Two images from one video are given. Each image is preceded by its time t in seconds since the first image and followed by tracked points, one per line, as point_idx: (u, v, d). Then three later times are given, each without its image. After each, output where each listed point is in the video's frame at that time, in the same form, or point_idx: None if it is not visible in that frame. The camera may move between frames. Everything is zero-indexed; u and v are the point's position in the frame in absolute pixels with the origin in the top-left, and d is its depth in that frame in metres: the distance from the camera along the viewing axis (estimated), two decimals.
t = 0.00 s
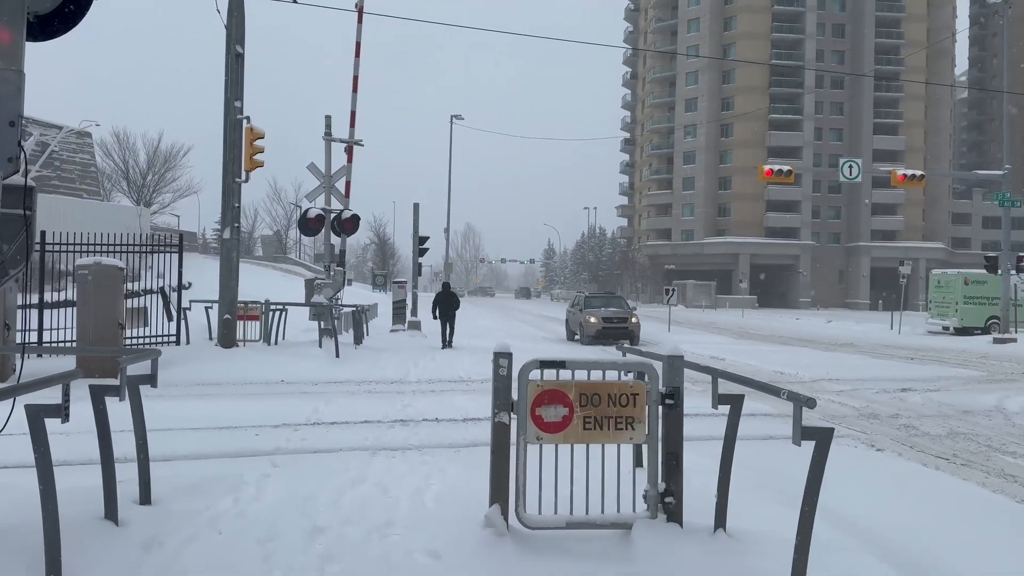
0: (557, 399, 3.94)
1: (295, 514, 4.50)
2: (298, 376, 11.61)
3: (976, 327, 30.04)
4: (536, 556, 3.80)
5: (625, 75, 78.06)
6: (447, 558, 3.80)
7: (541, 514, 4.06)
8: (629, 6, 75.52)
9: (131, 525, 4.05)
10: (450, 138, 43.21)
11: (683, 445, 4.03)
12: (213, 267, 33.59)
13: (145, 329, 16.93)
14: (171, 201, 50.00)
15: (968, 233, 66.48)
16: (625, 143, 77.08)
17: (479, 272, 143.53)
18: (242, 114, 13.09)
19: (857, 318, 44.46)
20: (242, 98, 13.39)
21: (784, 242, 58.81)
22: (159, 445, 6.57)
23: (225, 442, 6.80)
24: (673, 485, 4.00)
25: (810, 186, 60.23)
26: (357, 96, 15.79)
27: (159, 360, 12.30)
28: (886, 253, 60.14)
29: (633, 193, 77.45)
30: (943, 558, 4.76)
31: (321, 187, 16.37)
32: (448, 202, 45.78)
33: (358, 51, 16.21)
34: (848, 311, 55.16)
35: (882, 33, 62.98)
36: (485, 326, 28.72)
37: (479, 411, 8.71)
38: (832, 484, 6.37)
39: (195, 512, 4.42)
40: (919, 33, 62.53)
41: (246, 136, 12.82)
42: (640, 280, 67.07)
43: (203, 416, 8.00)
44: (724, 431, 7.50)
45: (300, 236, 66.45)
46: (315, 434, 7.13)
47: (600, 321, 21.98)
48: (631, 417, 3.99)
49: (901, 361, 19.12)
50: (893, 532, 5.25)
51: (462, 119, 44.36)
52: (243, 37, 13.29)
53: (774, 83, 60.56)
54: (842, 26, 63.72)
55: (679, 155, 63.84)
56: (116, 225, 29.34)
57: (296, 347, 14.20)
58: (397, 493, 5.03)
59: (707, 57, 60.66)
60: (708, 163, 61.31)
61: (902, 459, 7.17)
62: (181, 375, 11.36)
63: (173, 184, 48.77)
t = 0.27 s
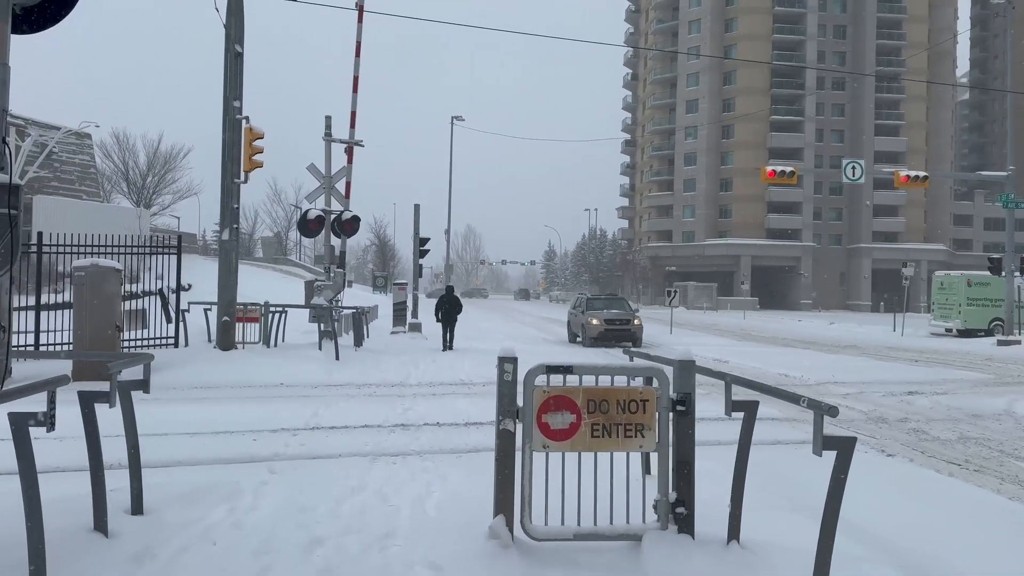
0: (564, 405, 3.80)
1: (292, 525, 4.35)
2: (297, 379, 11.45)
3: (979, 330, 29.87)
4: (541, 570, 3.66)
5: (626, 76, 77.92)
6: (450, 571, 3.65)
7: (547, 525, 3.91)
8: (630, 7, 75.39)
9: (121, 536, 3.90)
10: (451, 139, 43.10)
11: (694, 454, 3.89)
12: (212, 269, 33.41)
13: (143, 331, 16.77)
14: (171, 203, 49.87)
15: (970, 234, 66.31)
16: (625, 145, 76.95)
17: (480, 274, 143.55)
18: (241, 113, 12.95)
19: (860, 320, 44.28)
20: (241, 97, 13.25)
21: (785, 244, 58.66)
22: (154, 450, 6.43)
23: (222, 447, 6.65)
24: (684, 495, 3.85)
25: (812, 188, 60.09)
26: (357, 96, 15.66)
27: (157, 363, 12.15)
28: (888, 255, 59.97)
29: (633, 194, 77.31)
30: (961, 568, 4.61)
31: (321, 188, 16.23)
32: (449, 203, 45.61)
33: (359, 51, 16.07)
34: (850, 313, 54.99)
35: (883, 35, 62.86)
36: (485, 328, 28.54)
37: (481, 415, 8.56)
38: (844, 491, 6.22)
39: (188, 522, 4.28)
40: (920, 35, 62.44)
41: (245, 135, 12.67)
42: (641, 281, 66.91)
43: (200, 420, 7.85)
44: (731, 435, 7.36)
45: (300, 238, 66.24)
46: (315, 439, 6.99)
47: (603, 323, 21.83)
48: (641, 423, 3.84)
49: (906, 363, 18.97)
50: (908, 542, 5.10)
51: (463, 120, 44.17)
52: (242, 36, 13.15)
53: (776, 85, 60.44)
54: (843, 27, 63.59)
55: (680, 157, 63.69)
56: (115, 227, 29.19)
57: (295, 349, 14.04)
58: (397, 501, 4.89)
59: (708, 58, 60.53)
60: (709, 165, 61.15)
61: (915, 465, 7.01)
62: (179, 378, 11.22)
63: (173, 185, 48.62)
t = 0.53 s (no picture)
0: (565, 407, 3.65)
1: (283, 530, 4.20)
2: (294, 380, 11.30)
3: (981, 331, 29.71)
4: None
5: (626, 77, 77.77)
6: None
7: (548, 530, 3.76)
8: (630, 8, 75.26)
9: (103, 544, 3.76)
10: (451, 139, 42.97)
11: (701, 456, 3.73)
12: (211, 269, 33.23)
13: (140, 332, 16.60)
14: (171, 203, 49.74)
15: (971, 235, 66.16)
16: (626, 146, 76.83)
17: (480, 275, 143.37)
18: (238, 112, 12.81)
19: (861, 321, 44.15)
20: (238, 95, 13.10)
21: (786, 244, 58.53)
22: (145, 453, 6.28)
23: (215, 450, 6.50)
24: (690, 500, 3.70)
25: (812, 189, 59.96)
26: (355, 94, 15.53)
27: (153, 363, 12.02)
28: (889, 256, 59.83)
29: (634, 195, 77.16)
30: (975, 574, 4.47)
31: (319, 187, 16.09)
32: (449, 204, 45.49)
33: (358, 49, 15.94)
34: (851, 314, 54.86)
35: (883, 35, 62.73)
36: (485, 328, 28.40)
37: (481, 416, 8.42)
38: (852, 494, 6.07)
39: (176, 528, 4.13)
40: (921, 35, 62.34)
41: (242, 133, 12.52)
42: (642, 282, 66.77)
43: (194, 421, 7.70)
44: (735, 437, 7.22)
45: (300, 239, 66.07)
46: (311, 441, 6.84)
47: (603, 323, 21.69)
48: (645, 425, 3.68)
49: (909, 364, 18.82)
50: (920, 546, 4.95)
51: (463, 120, 44.04)
52: (239, 33, 13.01)
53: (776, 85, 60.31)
54: (844, 28, 63.47)
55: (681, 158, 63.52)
56: (114, 228, 29.04)
57: (293, 350, 13.89)
58: (393, 505, 4.74)
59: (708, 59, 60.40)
60: (710, 166, 61.00)
61: (922, 468, 6.86)
62: (174, 379, 11.08)
63: (172, 186, 48.44)
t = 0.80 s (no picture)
0: (566, 417, 3.47)
1: (270, 544, 4.03)
2: (290, 383, 11.12)
3: (984, 332, 29.53)
4: None
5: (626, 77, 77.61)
6: None
7: (546, 546, 3.58)
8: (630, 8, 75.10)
9: (79, 559, 3.58)
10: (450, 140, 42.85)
11: (706, 467, 3.56)
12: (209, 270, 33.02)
13: (135, 333, 16.42)
14: (169, 204, 49.55)
15: (972, 236, 66.00)
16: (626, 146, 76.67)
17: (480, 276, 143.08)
18: (233, 110, 12.64)
19: (862, 321, 43.96)
20: (232, 94, 12.91)
21: (786, 245, 58.35)
22: (132, 460, 6.10)
23: (207, 456, 6.33)
24: (695, 514, 3.52)
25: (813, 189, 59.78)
26: (353, 94, 15.37)
27: (147, 365, 11.83)
28: (890, 256, 59.65)
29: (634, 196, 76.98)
30: None
31: (316, 187, 15.91)
32: (449, 204, 45.28)
33: (355, 47, 15.79)
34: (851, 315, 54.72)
35: (884, 35, 62.57)
36: (485, 330, 28.22)
37: (479, 421, 8.25)
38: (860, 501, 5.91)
39: (157, 542, 3.95)
40: (922, 35, 62.18)
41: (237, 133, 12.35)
42: (642, 283, 66.60)
43: (185, 427, 7.52)
44: (737, 443, 7.06)
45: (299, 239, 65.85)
46: (304, 447, 6.67)
47: (603, 325, 21.53)
48: (648, 435, 3.51)
49: (912, 366, 18.64)
50: (932, 556, 4.77)
51: (462, 121, 43.87)
52: (234, 31, 12.83)
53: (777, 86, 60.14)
54: (844, 28, 63.29)
55: (681, 158, 63.33)
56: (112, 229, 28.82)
57: (289, 352, 13.72)
58: (386, 517, 4.57)
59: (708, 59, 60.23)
60: (710, 166, 60.80)
61: (931, 474, 6.69)
62: (167, 383, 10.89)
63: (171, 187, 48.24)
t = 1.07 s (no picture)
0: (570, 422, 3.33)
1: (263, 553, 3.89)
2: (289, 384, 10.99)
3: (986, 332, 29.40)
4: None
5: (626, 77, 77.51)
6: None
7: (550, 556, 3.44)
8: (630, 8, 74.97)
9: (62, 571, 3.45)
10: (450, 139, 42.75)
11: (716, 473, 3.42)
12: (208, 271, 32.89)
13: (132, 334, 16.29)
14: (168, 204, 49.43)
15: (973, 236, 65.89)
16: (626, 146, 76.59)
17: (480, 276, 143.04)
18: (230, 109, 12.50)
19: (863, 322, 43.87)
20: (230, 92, 12.78)
21: (787, 246, 58.24)
22: (125, 464, 5.97)
23: (202, 460, 6.19)
24: (705, 522, 3.38)
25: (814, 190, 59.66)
26: (352, 92, 15.25)
27: (143, 367, 11.68)
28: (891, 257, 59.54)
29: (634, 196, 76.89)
30: None
31: (315, 187, 15.78)
32: (449, 204, 45.17)
33: (354, 45, 15.65)
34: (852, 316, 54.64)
35: (885, 35, 62.46)
36: (485, 330, 28.08)
37: (480, 423, 8.12)
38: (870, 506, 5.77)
39: (145, 551, 3.82)
40: (922, 35, 62.06)
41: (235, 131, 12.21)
42: (642, 284, 66.52)
43: (181, 429, 7.39)
44: (743, 446, 6.93)
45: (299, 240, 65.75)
46: (301, 450, 6.53)
47: (604, 325, 21.39)
48: (656, 441, 3.37)
49: (915, 367, 18.50)
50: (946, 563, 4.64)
51: (462, 121, 43.75)
52: (231, 29, 12.70)
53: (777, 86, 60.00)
54: (845, 28, 63.16)
55: (681, 158, 63.18)
56: (112, 228, 28.69)
57: (287, 353, 13.58)
58: (383, 524, 4.43)
59: (709, 59, 60.09)
60: (710, 166, 60.66)
61: (941, 478, 6.55)
62: (163, 384, 10.74)
63: (170, 187, 48.10)
